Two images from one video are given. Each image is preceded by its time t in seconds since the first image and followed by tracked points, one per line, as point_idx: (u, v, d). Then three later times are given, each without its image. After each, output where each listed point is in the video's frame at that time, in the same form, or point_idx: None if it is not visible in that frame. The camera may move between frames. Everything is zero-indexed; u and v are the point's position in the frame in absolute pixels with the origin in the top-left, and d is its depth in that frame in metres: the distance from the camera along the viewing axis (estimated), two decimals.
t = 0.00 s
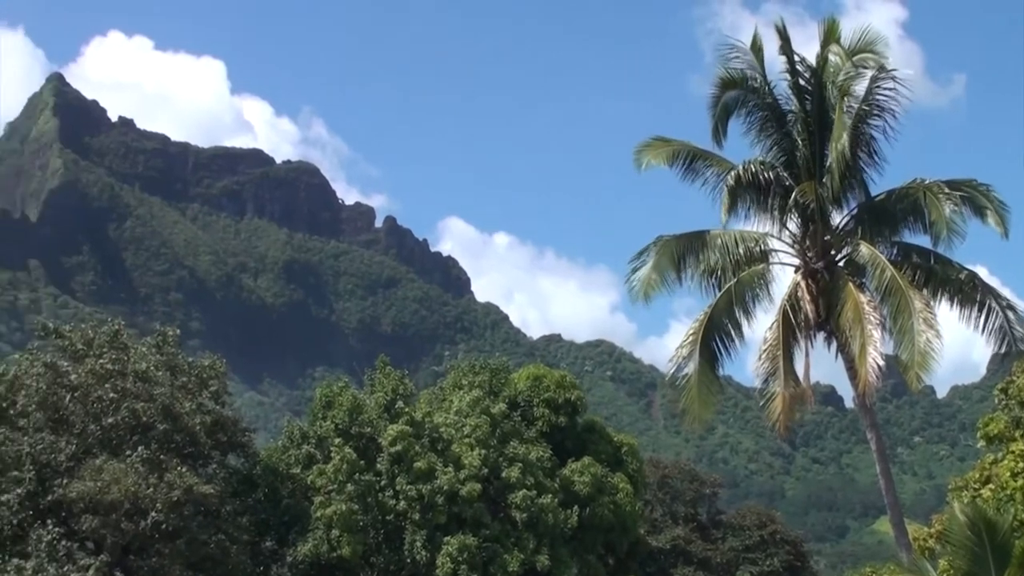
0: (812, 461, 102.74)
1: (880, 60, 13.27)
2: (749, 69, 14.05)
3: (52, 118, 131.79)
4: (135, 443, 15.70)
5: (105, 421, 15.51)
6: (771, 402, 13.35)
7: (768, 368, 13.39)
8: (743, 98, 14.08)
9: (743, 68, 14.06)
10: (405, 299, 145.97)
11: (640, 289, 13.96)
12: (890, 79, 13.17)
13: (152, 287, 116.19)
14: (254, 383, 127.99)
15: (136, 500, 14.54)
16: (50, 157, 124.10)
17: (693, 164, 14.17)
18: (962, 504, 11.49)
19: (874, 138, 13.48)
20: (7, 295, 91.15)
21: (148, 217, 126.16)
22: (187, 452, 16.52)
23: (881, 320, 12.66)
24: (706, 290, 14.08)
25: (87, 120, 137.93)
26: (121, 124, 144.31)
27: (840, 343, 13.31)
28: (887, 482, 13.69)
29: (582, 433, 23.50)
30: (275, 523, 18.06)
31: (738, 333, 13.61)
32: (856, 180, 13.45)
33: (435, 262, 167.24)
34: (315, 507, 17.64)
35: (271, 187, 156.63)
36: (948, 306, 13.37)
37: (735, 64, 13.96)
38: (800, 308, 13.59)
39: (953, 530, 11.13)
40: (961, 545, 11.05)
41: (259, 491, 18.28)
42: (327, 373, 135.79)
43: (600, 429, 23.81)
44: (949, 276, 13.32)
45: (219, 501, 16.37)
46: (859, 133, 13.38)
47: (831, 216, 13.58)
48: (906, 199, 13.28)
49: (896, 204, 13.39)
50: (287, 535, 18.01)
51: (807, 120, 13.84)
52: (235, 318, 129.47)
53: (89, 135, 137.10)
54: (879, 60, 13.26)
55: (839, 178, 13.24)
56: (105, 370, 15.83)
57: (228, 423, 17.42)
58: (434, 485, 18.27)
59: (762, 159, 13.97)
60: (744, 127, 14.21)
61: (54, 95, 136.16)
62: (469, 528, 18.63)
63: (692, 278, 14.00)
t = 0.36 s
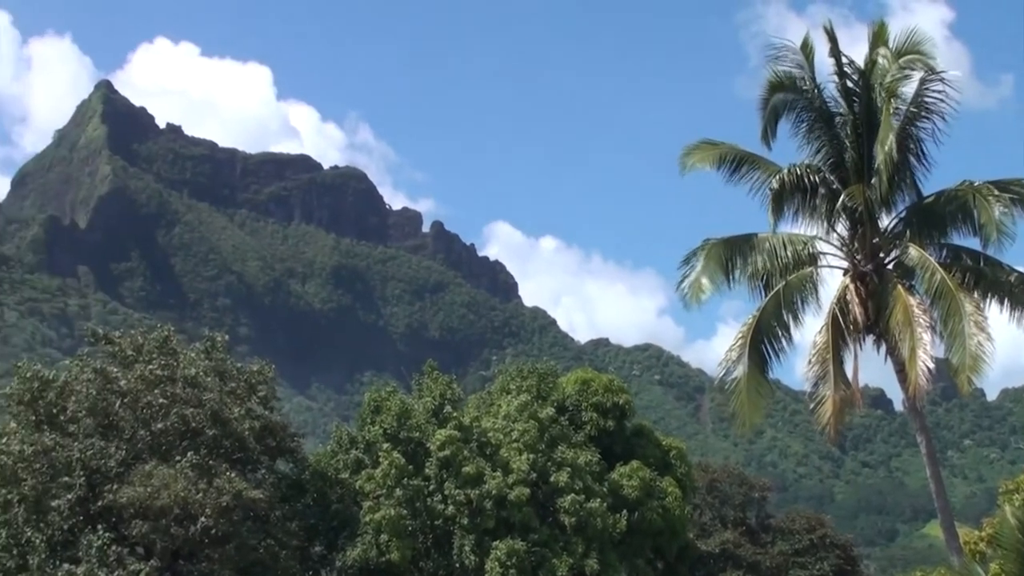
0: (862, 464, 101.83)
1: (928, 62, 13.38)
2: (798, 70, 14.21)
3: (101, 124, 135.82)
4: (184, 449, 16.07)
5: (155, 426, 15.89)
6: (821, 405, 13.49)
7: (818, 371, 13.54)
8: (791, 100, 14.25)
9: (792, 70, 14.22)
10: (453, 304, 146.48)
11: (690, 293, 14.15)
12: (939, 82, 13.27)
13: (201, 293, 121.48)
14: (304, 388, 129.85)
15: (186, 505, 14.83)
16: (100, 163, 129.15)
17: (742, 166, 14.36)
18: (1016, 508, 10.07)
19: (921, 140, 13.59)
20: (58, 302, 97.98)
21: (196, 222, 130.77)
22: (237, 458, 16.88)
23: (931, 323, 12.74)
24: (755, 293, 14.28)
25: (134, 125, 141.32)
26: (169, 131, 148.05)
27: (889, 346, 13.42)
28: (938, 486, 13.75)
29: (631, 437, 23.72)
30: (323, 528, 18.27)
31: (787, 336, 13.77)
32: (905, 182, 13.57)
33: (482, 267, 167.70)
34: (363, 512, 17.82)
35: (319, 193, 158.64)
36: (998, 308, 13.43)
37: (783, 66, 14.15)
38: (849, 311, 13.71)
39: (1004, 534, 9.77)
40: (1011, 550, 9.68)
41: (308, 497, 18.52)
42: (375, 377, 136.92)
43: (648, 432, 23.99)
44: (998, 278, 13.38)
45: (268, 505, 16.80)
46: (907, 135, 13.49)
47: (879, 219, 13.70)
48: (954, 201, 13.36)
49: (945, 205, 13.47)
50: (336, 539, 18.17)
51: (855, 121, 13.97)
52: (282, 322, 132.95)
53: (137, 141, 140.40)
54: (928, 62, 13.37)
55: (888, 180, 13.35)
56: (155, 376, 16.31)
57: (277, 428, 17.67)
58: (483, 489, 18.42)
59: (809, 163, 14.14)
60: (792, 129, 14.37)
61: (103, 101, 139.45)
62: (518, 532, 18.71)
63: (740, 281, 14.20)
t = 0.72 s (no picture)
0: (907, 467, 101.01)
1: (973, 62, 13.49)
2: (844, 72, 14.38)
3: (146, 129, 137.75)
4: (230, 452, 16.12)
5: (200, 430, 15.99)
6: (870, 407, 13.66)
7: (866, 374, 13.72)
8: (837, 101, 14.40)
9: (837, 71, 14.40)
10: (498, 307, 146.96)
11: (739, 297, 14.43)
12: (985, 82, 13.36)
13: (246, 297, 125.08)
14: (349, 392, 131.12)
15: (232, 508, 14.87)
16: (145, 168, 131.18)
17: (787, 168, 14.57)
18: None
19: (967, 141, 13.67)
20: (104, 307, 102.06)
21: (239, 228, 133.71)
22: (283, 461, 16.92)
23: (978, 324, 12.84)
24: (800, 295, 14.48)
25: (177, 129, 143.18)
26: (213, 135, 150.53)
27: (934, 347, 13.57)
28: (985, 489, 13.82)
29: (676, 440, 23.88)
30: (370, 531, 18.54)
31: (833, 338, 13.96)
32: (950, 183, 13.70)
33: (527, 270, 168.08)
34: (409, 515, 18.10)
35: (364, 197, 159.96)
36: None
37: (829, 66, 14.31)
38: (895, 312, 13.88)
39: None
40: None
41: (354, 500, 18.84)
42: (420, 381, 137.84)
43: (693, 435, 24.19)
44: None
45: (315, 509, 16.65)
46: (952, 135, 13.59)
47: (925, 221, 13.84)
48: (999, 204, 13.44)
49: (991, 207, 13.56)
50: (382, 543, 18.41)
51: (900, 122, 14.12)
52: (327, 325, 135.07)
53: (182, 146, 142.87)
54: (973, 63, 13.48)
55: (933, 182, 13.48)
56: (201, 380, 16.40)
57: (322, 432, 17.89)
58: (528, 493, 18.25)
59: (854, 165, 14.31)
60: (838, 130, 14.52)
61: (147, 106, 141.04)
62: (563, 536, 18.42)
63: (785, 283, 14.43)
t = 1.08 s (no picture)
0: (955, 469, 99.76)
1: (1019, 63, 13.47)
2: (888, 74, 14.51)
3: (190, 133, 139.91)
4: (275, 456, 16.53)
5: (246, 433, 16.34)
6: (918, 408, 13.85)
7: (912, 376, 13.92)
8: (881, 102, 14.49)
9: (882, 73, 14.52)
10: (542, 310, 146.89)
11: (783, 299, 14.56)
12: None
13: (291, 300, 127.35)
14: (393, 396, 131.88)
15: (277, 511, 15.18)
16: (189, 172, 133.22)
17: (832, 170, 14.67)
18: None
19: (1012, 142, 13.68)
20: (149, 310, 104.25)
21: (284, 230, 137.63)
22: (328, 464, 17.22)
23: None
24: (844, 296, 14.60)
25: (220, 134, 145.42)
26: (257, 140, 152.63)
27: (980, 349, 13.59)
28: None
29: (721, 443, 24.03)
30: (415, 534, 18.87)
31: (878, 340, 14.12)
32: (995, 184, 13.70)
33: (571, 273, 167.99)
34: (454, 519, 18.39)
35: (407, 201, 160.97)
36: None
37: (873, 69, 14.43)
38: (940, 313, 13.95)
39: None
40: None
41: (399, 503, 19.09)
42: (464, 384, 138.49)
43: (738, 438, 24.35)
44: None
45: (359, 511, 16.86)
46: (997, 136, 13.61)
47: (970, 222, 13.87)
48: None
49: None
50: (426, 546, 18.74)
51: (945, 123, 14.20)
52: (371, 329, 136.60)
53: (226, 150, 144.98)
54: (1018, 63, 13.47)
55: (978, 183, 13.49)
56: (245, 384, 16.83)
57: (366, 435, 18.32)
58: (572, 496, 18.42)
59: (898, 166, 14.40)
60: (883, 131, 14.62)
61: (191, 111, 143.49)
62: (608, 538, 18.58)
63: (830, 285, 14.54)
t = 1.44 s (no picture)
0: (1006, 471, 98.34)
1: None
2: (934, 73, 14.46)
3: (237, 138, 142.15)
4: (323, 458, 17.00)
5: (294, 436, 16.81)
6: (967, 409, 14.09)
7: (961, 377, 14.15)
8: (928, 102, 14.43)
9: (928, 73, 14.47)
10: (589, 312, 146.59)
11: (829, 300, 14.67)
12: None
13: (338, 303, 129.41)
14: (441, 399, 132.51)
15: (326, 514, 15.66)
16: (236, 176, 135.31)
17: (879, 169, 14.67)
18: None
19: None
20: (196, 314, 106.22)
21: (331, 233, 140.51)
22: (375, 467, 17.76)
23: None
24: (893, 296, 14.71)
25: (266, 138, 147.65)
26: (304, 143, 154.51)
27: None
28: None
29: (769, 445, 24.28)
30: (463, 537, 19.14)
31: (926, 340, 14.30)
32: None
33: (617, 275, 167.65)
34: (502, 521, 18.65)
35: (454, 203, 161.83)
36: None
37: (919, 68, 14.37)
38: (989, 313, 13.97)
39: None
40: None
41: (447, 505, 19.30)
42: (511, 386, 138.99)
43: (786, 440, 24.59)
44: None
45: (408, 514, 17.30)
46: None
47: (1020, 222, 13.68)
48: None
49: None
50: (475, 548, 19.12)
51: (993, 122, 14.07)
52: (418, 332, 138.19)
53: (272, 153, 146.98)
54: None
55: None
56: (293, 388, 17.42)
57: (414, 438, 18.82)
58: (620, 498, 18.71)
59: (945, 166, 14.35)
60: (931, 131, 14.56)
61: (238, 115, 145.67)
62: (658, 541, 18.89)
63: (878, 285, 14.60)
